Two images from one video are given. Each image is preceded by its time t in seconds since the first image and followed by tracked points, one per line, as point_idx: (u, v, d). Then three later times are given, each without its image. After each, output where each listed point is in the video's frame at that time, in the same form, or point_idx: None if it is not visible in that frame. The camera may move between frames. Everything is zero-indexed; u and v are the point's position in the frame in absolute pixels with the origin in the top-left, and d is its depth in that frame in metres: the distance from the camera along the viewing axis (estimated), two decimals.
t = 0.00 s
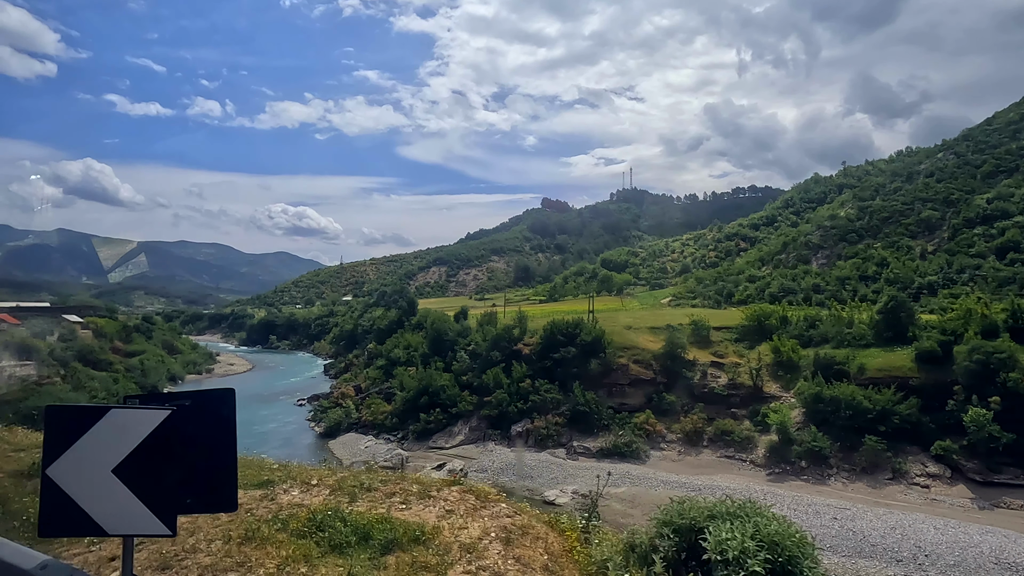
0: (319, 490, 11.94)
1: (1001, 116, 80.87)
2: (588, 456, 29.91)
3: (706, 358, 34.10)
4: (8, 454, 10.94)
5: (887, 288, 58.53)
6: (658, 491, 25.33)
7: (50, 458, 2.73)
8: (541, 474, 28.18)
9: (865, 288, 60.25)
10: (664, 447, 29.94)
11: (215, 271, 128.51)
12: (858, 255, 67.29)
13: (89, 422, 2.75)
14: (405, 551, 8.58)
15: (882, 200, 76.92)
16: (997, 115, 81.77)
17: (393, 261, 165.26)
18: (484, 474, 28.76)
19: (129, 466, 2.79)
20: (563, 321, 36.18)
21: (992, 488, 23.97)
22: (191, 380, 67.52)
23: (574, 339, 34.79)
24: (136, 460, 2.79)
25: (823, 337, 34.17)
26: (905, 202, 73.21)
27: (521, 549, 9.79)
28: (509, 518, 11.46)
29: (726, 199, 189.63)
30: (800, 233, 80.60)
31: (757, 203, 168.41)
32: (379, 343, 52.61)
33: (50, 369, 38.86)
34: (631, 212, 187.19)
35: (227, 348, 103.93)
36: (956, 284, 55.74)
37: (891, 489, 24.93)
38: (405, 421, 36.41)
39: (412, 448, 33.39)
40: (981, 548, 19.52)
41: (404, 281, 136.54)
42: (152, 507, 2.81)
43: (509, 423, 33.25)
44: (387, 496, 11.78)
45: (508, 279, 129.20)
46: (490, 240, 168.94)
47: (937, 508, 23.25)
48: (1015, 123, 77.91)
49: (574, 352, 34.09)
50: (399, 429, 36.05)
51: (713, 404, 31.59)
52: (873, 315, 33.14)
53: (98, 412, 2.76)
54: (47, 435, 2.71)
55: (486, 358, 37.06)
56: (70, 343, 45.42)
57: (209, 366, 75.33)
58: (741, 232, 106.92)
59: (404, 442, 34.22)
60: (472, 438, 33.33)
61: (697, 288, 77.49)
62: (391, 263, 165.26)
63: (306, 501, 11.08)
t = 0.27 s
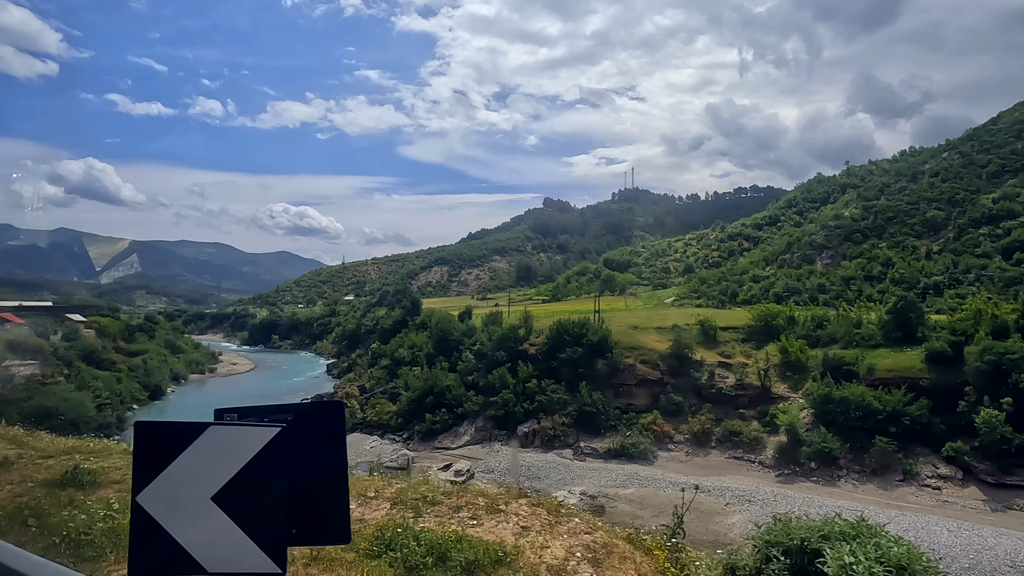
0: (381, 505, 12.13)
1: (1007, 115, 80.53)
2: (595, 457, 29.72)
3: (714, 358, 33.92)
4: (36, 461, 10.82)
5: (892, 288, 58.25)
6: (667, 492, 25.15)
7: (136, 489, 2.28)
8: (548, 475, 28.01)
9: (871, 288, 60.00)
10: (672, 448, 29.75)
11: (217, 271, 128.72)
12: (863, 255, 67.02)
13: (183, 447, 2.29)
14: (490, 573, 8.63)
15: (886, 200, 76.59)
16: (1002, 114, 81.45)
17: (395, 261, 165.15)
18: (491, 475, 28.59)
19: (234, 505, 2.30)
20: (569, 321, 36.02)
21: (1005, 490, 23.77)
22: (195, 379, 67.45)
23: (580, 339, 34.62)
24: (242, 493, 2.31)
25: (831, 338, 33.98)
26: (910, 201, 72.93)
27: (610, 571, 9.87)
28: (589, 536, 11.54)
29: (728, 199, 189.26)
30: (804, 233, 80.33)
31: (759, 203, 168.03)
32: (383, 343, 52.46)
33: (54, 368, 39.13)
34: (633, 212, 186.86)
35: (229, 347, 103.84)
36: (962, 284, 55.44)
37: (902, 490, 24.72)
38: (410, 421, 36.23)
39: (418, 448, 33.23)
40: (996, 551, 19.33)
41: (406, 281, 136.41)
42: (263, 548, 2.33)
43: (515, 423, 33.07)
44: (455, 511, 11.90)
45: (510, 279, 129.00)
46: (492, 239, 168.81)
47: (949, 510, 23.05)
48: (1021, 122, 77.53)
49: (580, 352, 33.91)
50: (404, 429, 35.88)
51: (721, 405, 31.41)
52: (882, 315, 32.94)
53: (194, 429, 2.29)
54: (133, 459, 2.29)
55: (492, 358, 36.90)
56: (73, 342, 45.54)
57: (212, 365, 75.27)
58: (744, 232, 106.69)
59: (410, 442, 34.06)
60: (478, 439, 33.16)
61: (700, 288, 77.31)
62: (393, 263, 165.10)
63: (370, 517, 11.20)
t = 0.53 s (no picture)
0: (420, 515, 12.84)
1: (1009, 115, 80.35)
2: (599, 457, 29.62)
3: (717, 358, 33.82)
4: (54, 466, 10.60)
5: (895, 288, 58.08)
6: (671, 492, 25.08)
7: (194, 505, 2.22)
8: (552, 475, 27.92)
9: (874, 288, 59.84)
10: (676, 448, 29.65)
11: (218, 270, 127.80)
12: (865, 255, 66.86)
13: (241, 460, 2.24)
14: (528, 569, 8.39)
15: (889, 200, 76.41)
16: (1005, 114, 81.28)
17: (396, 261, 164.98)
18: (494, 475, 28.52)
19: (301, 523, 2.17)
20: (572, 321, 35.93)
21: (1010, 491, 23.66)
22: (196, 379, 67.39)
23: (584, 339, 34.53)
24: (304, 515, 2.18)
25: (835, 338, 33.89)
26: (913, 201, 72.77)
27: None
28: (635, 545, 11.43)
29: (729, 199, 189.05)
30: (807, 233, 80.16)
31: (760, 203, 167.76)
32: (385, 343, 52.32)
33: (56, 367, 39.86)
34: (634, 212, 186.55)
35: (230, 347, 103.72)
36: (965, 284, 55.28)
37: (908, 491, 24.62)
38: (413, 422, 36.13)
39: (421, 449, 33.12)
40: (1004, 552, 19.23)
41: (407, 281, 136.23)
42: (334, 574, 2.18)
43: (518, 423, 32.97)
44: (493, 520, 12.29)
45: (511, 279, 128.77)
46: (493, 239, 168.61)
47: (955, 511, 22.93)
48: None
49: (583, 352, 33.80)
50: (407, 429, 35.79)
51: (725, 405, 31.34)
52: (886, 315, 32.83)
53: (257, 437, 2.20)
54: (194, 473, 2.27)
55: (495, 358, 36.79)
56: (75, 342, 46.27)
57: (213, 365, 75.12)
58: (746, 232, 106.53)
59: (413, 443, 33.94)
60: (482, 439, 33.06)
61: (702, 288, 77.15)
62: (394, 263, 164.93)
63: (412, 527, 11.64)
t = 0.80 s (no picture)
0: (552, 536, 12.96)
1: (1018, 115, 79.80)
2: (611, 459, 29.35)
3: (728, 358, 33.56)
4: (105, 477, 10.26)
5: (903, 288, 57.64)
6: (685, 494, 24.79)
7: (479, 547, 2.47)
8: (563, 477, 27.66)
9: (882, 289, 59.41)
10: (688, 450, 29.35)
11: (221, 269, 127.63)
12: (873, 255, 66.44)
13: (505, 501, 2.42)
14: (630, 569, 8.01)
15: (896, 199, 75.95)
16: (1013, 114, 80.75)
17: (399, 260, 164.77)
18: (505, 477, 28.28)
19: (607, 573, 2.22)
20: (581, 321, 35.65)
21: None
22: (200, 378, 67.22)
23: (593, 340, 34.26)
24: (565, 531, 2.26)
25: (848, 338, 33.58)
26: (920, 201, 72.33)
27: None
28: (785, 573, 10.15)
29: (733, 199, 188.45)
30: (813, 233, 79.73)
31: (764, 203, 167.14)
32: (391, 342, 52.10)
33: (63, 365, 40.74)
34: (637, 211, 186.02)
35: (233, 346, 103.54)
36: (975, 284, 54.86)
37: (925, 494, 24.31)
38: (421, 422, 35.89)
39: (429, 449, 32.89)
40: None
41: (410, 280, 135.90)
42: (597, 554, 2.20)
43: (527, 424, 32.71)
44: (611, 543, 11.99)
45: (514, 279, 128.38)
46: (496, 239, 168.22)
47: (974, 514, 22.61)
48: None
49: (594, 352, 33.54)
50: (415, 429, 35.55)
51: (737, 406, 31.08)
52: (899, 315, 32.53)
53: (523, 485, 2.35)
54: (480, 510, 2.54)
55: (504, 358, 36.56)
56: (80, 339, 47.28)
57: (218, 364, 74.97)
58: (751, 231, 106.09)
59: (421, 443, 33.70)
60: (491, 439, 32.82)
61: (708, 288, 76.78)
62: (397, 262, 164.72)
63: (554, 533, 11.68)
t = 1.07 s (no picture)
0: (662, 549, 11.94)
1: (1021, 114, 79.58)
2: (615, 459, 29.24)
3: (733, 358, 33.46)
4: (125, 481, 10.16)
5: (906, 288, 57.43)
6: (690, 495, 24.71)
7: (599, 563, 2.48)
8: (567, 477, 27.55)
9: (885, 289, 59.22)
10: (693, 449, 29.17)
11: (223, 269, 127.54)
12: (876, 255, 66.26)
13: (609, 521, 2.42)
14: None
15: (899, 199, 75.75)
16: (1017, 113, 80.53)
17: (400, 260, 164.67)
18: (508, 477, 28.20)
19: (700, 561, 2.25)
20: (585, 321, 35.55)
21: None
22: (202, 378, 67.16)
23: (597, 339, 34.17)
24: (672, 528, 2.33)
25: (852, 338, 33.48)
26: (923, 201, 72.11)
27: None
28: None
29: (734, 198, 188.17)
30: (816, 232, 79.54)
31: (766, 203, 166.84)
32: (394, 342, 52.00)
33: (64, 365, 41.68)
34: (638, 211, 185.75)
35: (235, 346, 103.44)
36: (979, 284, 54.69)
37: (931, 494, 24.17)
38: (424, 422, 35.80)
39: (432, 449, 32.80)
40: None
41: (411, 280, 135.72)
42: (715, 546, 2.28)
43: (531, 424, 32.62)
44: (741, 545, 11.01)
45: (515, 279, 128.14)
46: (497, 239, 168.02)
47: (980, 515, 22.46)
48: None
49: (597, 352, 33.46)
50: (418, 429, 35.44)
51: (741, 406, 31.00)
52: (905, 315, 32.42)
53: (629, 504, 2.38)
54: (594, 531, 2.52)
55: (507, 358, 36.48)
56: (81, 340, 48.28)
57: (219, 364, 74.89)
58: (753, 231, 105.92)
59: (424, 443, 33.60)
60: (494, 439, 32.72)
61: (710, 288, 76.62)
62: (398, 262, 164.65)
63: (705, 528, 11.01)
